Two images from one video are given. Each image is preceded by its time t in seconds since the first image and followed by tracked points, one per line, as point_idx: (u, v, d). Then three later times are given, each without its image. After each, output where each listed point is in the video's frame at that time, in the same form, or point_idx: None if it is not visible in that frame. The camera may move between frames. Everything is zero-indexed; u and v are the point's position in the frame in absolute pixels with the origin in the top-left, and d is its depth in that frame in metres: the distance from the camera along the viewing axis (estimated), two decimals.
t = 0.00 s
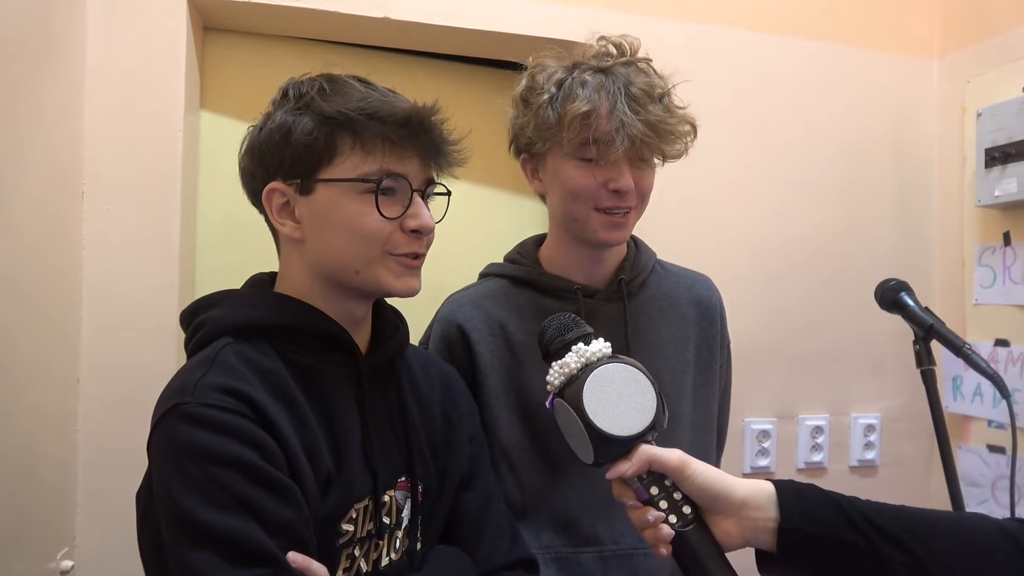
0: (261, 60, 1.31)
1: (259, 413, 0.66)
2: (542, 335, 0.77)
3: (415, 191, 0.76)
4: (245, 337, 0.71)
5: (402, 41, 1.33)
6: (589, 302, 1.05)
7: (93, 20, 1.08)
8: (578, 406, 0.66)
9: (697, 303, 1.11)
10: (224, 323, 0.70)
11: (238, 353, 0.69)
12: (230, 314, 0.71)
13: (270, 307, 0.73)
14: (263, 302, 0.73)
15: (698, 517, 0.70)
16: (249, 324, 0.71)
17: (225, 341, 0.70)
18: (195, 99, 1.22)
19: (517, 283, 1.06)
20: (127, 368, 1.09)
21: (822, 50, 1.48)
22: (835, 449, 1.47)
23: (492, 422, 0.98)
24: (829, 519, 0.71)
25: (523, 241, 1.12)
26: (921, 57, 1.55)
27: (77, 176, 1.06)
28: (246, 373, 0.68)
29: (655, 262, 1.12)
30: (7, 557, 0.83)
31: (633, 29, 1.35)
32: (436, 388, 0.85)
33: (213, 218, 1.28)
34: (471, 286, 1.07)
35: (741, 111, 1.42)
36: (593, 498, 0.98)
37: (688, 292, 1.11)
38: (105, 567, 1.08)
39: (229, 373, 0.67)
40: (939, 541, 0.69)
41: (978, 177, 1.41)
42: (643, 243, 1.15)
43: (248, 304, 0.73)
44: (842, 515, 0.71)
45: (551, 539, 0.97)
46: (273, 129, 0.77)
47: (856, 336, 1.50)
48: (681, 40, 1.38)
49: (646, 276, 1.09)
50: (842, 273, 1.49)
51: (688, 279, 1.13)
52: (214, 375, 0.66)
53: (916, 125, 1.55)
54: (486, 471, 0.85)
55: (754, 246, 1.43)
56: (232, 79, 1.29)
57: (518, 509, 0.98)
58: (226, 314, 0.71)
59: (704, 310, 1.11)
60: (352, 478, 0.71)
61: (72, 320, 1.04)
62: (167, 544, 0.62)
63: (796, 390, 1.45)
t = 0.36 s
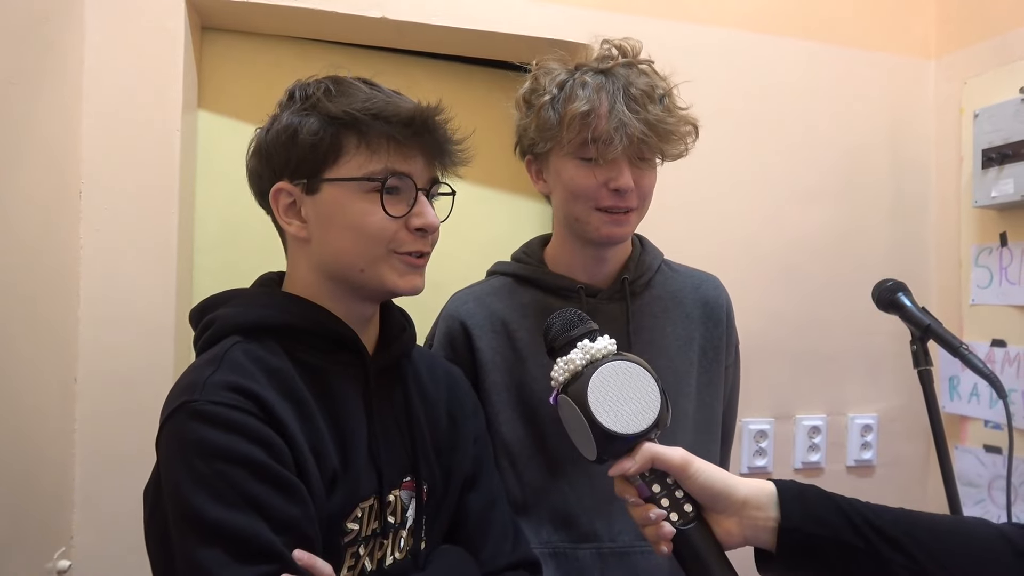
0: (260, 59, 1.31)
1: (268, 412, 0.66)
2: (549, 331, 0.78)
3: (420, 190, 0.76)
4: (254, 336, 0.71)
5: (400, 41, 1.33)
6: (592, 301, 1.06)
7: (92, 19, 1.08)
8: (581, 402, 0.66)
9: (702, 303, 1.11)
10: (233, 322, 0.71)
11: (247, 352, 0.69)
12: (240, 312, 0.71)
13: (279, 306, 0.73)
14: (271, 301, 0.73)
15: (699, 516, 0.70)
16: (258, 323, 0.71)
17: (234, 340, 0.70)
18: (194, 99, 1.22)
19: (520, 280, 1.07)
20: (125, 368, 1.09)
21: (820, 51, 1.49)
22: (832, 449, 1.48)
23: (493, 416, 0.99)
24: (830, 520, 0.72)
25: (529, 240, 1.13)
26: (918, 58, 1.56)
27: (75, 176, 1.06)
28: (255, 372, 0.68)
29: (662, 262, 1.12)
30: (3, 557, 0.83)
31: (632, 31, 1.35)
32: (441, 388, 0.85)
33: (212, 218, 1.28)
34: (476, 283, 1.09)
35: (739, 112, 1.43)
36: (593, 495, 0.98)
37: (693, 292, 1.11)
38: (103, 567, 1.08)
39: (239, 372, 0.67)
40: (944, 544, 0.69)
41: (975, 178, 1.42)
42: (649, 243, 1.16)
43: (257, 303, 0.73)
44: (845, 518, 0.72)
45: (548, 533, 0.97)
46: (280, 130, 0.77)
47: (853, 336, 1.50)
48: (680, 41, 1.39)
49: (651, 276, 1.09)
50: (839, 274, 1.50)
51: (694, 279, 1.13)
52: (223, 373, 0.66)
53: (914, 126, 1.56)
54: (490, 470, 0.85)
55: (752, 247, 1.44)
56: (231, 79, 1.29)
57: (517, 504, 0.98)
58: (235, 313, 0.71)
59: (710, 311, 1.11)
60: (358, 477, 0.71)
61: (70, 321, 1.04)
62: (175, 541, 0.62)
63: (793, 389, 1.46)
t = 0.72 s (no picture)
0: (257, 59, 1.31)
1: (271, 412, 0.66)
2: (549, 336, 0.78)
3: (417, 191, 0.76)
4: (254, 336, 0.71)
5: (398, 41, 1.33)
6: (596, 302, 1.06)
7: (89, 19, 1.08)
8: (583, 407, 0.66)
9: (702, 306, 1.11)
10: (233, 322, 0.70)
11: (247, 353, 0.69)
12: (239, 313, 0.71)
13: (279, 307, 0.73)
14: (268, 303, 0.73)
15: (701, 519, 0.70)
16: (257, 324, 0.71)
17: (233, 341, 0.70)
18: (191, 99, 1.22)
19: (524, 280, 1.08)
20: (122, 369, 1.09)
21: (816, 52, 1.50)
22: (829, 449, 1.48)
23: (495, 413, 0.99)
24: (828, 520, 0.73)
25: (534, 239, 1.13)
26: (914, 59, 1.57)
27: (72, 176, 1.06)
28: (257, 373, 0.68)
29: (663, 264, 1.12)
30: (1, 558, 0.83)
31: (628, 32, 1.36)
32: (438, 389, 0.85)
33: (209, 219, 1.28)
34: (479, 282, 1.09)
35: (735, 112, 1.43)
36: (593, 491, 0.98)
37: (693, 295, 1.12)
38: (100, 567, 1.08)
39: (241, 372, 0.67)
40: (944, 544, 0.70)
41: (970, 179, 1.42)
42: (651, 244, 1.16)
43: (255, 305, 0.72)
44: (844, 519, 0.72)
45: (548, 528, 0.98)
46: (278, 130, 0.77)
47: (848, 337, 1.51)
48: (677, 42, 1.39)
49: (653, 277, 1.10)
50: (836, 275, 1.50)
51: (694, 282, 1.14)
52: (225, 374, 0.66)
53: (909, 127, 1.56)
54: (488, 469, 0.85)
55: (749, 247, 1.44)
56: (228, 79, 1.29)
57: (517, 501, 0.99)
58: (234, 314, 0.71)
59: (709, 314, 1.11)
60: (360, 476, 0.72)
61: (67, 322, 1.04)
62: (181, 542, 0.61)
63: (789, 390, 1.46)
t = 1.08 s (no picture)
0: (253, 59, 1.31)
1: (262, 414, 0.66)
2: (546, 335, 0.78)
3: (414, 185, 0.76)
4: (243, 337, 0.71)
5: (394, 41, 1.33)
6: (596, 303, 1.06)
7: (85, 18, 1.08)
8: (580, 403, 0.67)
9: (695, 308, 1.12)
10: (222, 322, 0.70)
11: (238, 353, 0.68)
12: (229, 313, 0.70)
13: (270, 307, 0.72)
14: (257, 302, 0.72)
15: (697, 514, 0.71)
16: (247, 323, 0.70)
17: (223, 341, 0.69)
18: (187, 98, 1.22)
19: (525, 280, 1.08)
20: (117, 368, 1.08)
21: (811, 55, 1.50)
22: (823, 449, 1.49)
23: (495, 411, 1.00)
24: (822, 518, 0.73)
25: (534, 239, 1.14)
26: (908, 61, 1.58)
27: (68, 175, 1.05)
28: (248, 374, 0.67)
29: (660, 267, 1.13)
30: None
31: (624, 33, 1.36)
32: (427, 388, 0.86)
33: (205, 219, 1.27)
34: (481, 281, 1.09)
35: (730, 114, 1.44)
36: (590, 489, 0.99)
37: (688, 297, 1.12)
38: (96, 567, 1.07)
39: (232, 373, 0.66)
40: (937, 541, 0.70)
41: (964, 180, 1.43)
42: (648, 247, 1.17)
43: (244, 304, 0.72)
44: (840, 517, 0.73)
45: (543, 524, 0.98)
46: (271, 129, 0.76)
47: (842, 337, 1.52)
48: (673, 44, 1.40)
49: (650, 279, 1.10)
50: (830, 276, 1.51)
51: (689, 285, 1.14)
52: (216, 374, 0.65)
53: (903, 129, 1.57)
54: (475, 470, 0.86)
55: (744, 247, 1.45)
56: (224, 78, 1.29)
57: (514, 499, 0.99)
58: (225, 314, 0.70)
59: (702, 317, 1.12)
60: (349, 478, 0.72)
61: (62, 322, 1.03)
62: (168, 544, 0.60)
63: (783, 390, 1.47)
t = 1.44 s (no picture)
0: (247, 59, 1.29)
1: (223, 419, 0.63)
2: (538, 343, 0.77)
3: (391, 181, 0.75)
4: (214, 335, 0.69)
5: (390, 42, 1.32)
6: (586, 303, 1.05)
7: (78, 16, 1.06)
8: (573, 412, 0.66)
9: (687, 310, 1.11)
10: (192, 318, 0.68)
11: (204, 353, 0.66)
12: (202, 308, 0.68)
13: (242, 306, 0.70)
14: (232, 299, 0.70)
15: (689, 520, 0.70)
16: (219, 321, 0.68)
17: (191, 339, 0.67)
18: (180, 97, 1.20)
19: (516, 280, 1.07)
20: (110, 369, 1.07)
21: (805, 56, 1.49)
22: (818, 449, 1.48)
23: (484, 410, 0.98)
24: (813, 521, 0.72)
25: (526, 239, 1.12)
26: (902, 62, 1.57)
27: (60, 174, 1.03)
28: (212, 376, 0.65)
29: (651, 267, 1.11)
30: None
31: (618, 33, 1.35)
32: (405, 392, 0.84)
33: (197, 218, 1.25)
34: (472, 280, 1.07)
35: (724, 114, 1.43)
36: (579, 489, 0.98)
37: (679, 298, 1.11)
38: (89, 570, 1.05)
39: (195, 374, 0.64)
40: (928, 542, 0.70)
41: (958, 181, 1.42)
42: (640, 248, 1.16)
43: (217, 300, 0.70)
44: (829, 519, 0.72)
45: (532, 524, 0.97)
46: (242, 124, 0.74)
47: (838, 338, 1.51)
48: (667, 43, 1.38)
49: (642, 280, 1.09)
50: (825, 276, 1.50)
51: (680, 285, 1.13)
52: (178, 375, 0.63)
53: (897, 130, 1.56)
54: (448, 479, 0.85)
55: (739, 248, 1.44)
56: (217, 77, 1.27)
57: (502, 497, 0.97)
58: (196, 309, 0.68)
59: (694, 319, 1.11)
60: (314, 487, 0.70)
61: (54, 323, 1.02)
62: (115, 548, 0.59)
63: (778, 390, 1.46)
